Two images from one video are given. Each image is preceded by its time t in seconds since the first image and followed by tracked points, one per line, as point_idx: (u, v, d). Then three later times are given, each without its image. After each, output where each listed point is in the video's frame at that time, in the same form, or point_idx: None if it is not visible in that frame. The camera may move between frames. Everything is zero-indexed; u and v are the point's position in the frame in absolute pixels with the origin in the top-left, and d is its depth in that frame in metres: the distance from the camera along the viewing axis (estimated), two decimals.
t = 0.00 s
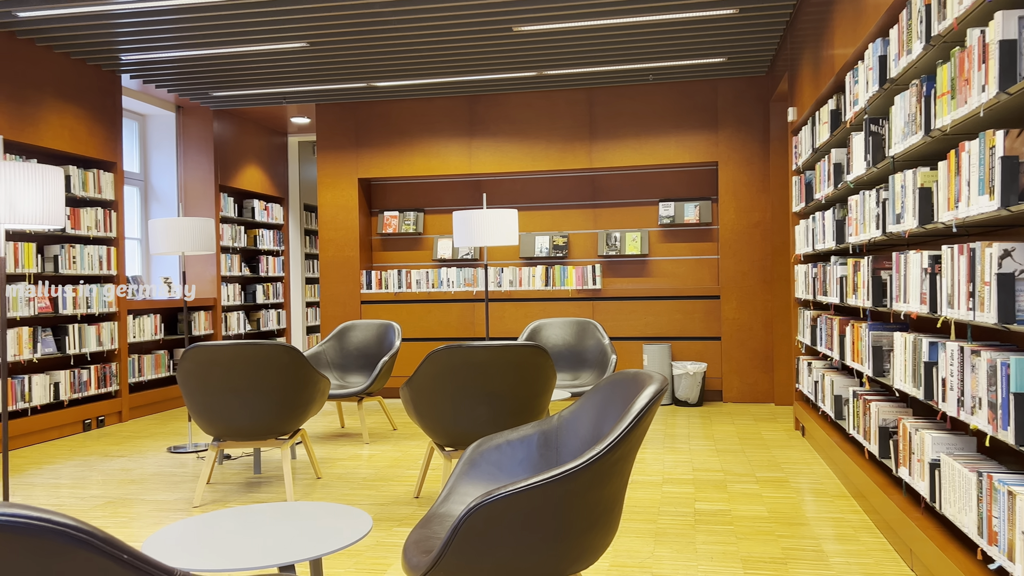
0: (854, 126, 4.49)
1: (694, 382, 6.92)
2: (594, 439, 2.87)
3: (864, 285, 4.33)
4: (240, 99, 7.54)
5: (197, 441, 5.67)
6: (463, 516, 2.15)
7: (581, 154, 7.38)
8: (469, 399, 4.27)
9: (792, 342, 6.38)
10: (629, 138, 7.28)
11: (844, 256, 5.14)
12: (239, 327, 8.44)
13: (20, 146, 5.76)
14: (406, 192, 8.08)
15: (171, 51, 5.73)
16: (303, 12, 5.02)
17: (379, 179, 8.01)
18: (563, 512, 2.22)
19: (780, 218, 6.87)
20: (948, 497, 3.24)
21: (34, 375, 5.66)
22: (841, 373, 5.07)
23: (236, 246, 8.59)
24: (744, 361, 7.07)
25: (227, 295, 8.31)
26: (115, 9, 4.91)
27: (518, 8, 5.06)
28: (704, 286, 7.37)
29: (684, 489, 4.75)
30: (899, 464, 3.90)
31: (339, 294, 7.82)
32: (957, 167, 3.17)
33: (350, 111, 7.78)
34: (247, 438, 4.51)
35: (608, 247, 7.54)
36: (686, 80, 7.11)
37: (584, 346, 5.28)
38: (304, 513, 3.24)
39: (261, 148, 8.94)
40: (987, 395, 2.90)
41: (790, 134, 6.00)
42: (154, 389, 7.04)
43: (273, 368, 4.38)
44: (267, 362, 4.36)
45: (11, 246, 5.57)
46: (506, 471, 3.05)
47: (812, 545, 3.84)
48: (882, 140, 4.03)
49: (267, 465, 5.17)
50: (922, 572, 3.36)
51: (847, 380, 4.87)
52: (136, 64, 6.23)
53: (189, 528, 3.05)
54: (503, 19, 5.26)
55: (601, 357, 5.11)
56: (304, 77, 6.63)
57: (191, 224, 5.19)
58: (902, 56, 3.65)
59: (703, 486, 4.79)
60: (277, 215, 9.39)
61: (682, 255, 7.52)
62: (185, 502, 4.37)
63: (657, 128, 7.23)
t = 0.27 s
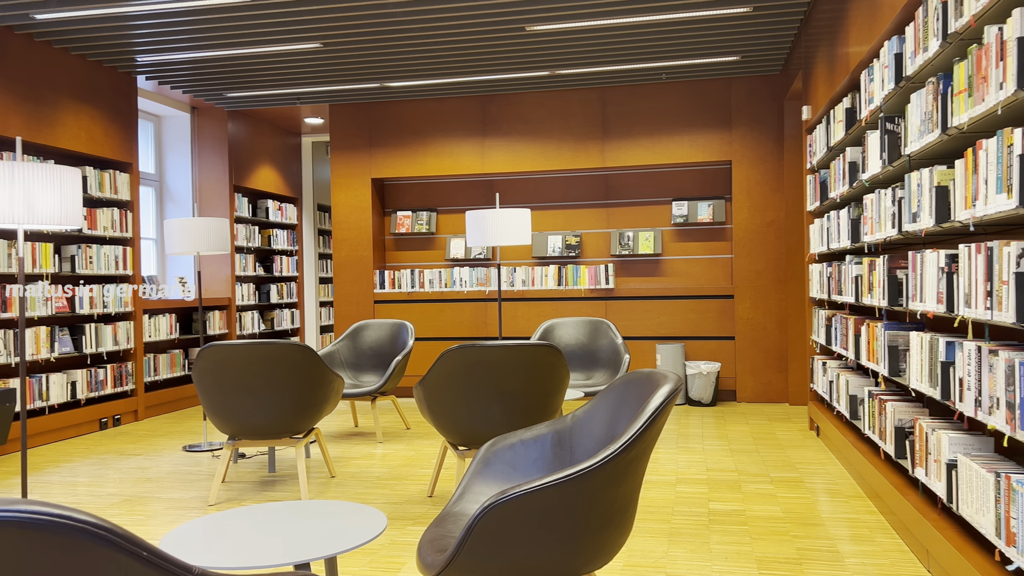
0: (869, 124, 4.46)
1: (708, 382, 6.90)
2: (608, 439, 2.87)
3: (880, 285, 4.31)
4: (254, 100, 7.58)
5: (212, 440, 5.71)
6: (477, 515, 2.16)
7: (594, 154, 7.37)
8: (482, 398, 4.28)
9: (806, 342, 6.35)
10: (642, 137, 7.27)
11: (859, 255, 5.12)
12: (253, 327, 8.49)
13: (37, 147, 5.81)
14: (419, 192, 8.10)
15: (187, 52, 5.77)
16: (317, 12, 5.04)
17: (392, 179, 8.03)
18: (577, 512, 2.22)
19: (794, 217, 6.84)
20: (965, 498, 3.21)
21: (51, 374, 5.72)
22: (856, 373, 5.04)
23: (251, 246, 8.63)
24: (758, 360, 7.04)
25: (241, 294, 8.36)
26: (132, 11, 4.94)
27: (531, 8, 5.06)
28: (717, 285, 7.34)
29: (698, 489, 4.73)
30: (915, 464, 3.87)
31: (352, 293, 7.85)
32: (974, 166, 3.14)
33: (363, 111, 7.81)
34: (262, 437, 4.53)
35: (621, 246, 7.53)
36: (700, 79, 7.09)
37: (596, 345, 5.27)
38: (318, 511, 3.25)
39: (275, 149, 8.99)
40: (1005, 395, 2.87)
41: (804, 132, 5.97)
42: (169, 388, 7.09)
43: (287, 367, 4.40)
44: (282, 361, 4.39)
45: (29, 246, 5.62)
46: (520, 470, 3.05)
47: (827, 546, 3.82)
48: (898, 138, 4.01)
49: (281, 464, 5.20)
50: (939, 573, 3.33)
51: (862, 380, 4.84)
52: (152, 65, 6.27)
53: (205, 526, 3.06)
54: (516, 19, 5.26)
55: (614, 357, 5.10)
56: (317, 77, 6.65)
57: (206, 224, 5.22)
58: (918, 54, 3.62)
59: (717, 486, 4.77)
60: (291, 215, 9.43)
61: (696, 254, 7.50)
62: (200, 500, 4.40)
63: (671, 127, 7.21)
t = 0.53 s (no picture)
0: (885, 122, 4.44)
1: (721, 381, 6.88)
2: (622, 439, 2.86)
3: (895, 284, 4.28)
4: (268, 101, 7.62)
5: (226, 439, 5.74)
6: (491, 515, 2.16)
7: (607, 153, 7.35)
8: (495, 398, 4.28)
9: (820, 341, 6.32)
10: (655, 136, 7.25)
11: (874, 254, 5.09)
12: (267, 327, 8.53)
13: (54, 148, 5.86)
14: (432, 192, 8.11)
15: (202, 54, 5.81)
16: (331, 13, 5.06)
17: (405, 179, 8.05)
18: (591, 512, 2.21)
19: (808, 216, 6.81)
20: (982, 499, 3.19)
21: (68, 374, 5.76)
22: (872, 373, 5.01)
23: (265, 246, 8.66)
24: (772, 360, 7.02)
25: (255, 294, 8.40)
26: (147, 13, 4.97)
27: (544, 8, 5.07)
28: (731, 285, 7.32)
29: (712, 489, 4.72)
30: (932, 465, 3.84)
31: (366, 293, 7.87)
32: (992, 164, 3.12)
33: (376, 111, 7.83)
34: (276, 436, 4.55)
35: (633, 246, 7.52)
36: (713, 77, 7.07)
37: (609, 345, 5.26)
38: (333, 510, 3.27)
39: (288, 149, 9.03)
40: None
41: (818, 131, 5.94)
42: (184, 387, 7.14)
43: (301, 366, 4.42)
44: (296, 361, 4.40)
45: (46, 246, 5.67)
46: (534, 470, 3.05)
47: (842, 547, 3.80)
48: (913, 137, 3.98)
49: (295, 463, 5.23)
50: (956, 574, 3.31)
51: (878, 380, 4.81)
52: (167, 66, 6.32)
53: (220, 525, 3.08)
54: (529, 18, 5.26)
55: (627, 357, 5.09)
56: (330, 78, 6.67)
57: (220, 225, 5.25)
58: (934, 52, 3.59)
59: (731, 487, 4.76)
60: (304, 215, 9.46)
61: (709, 254, 7.48)
62: (215, 499, 4.43)
63: (684, 126, 7.19)
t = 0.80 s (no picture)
0: (901, 119, 4.41)
1: (735, 380, 6.84)
2: (637, 438, 2.85)
3: (912, 282, 4.25)
4: (282, 101, 7.65)
5: (241, 438, 5.78)
6: (506, 514, 2.16)
7: (620, 151, 7.34)
8: (509, 397, 4.28)
9: (836, 340, 6.28)
10: (668, 134, 7.23)
11: (891, 252, 5.05)
12: (281, 326, 8.56)
13: (70, 149, 5.91)
14: (445, 191, 8.12)
15: (216, 54, 5.84)
16: (345, 13, 5.07)
17: (418, 178, 8.06)
18: (606, 511, 2.20)
19: (823, 214, 6.78)
20: (1001, 499, 3.15)
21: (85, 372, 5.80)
22: (888, 372, 4.98)
23: (279, 246, 8.69)
24: (786, 359, 6.99)
25: (269, 293, 8.44)
26: (161, 14, 5.00)
27: (557, 6, 5.06)
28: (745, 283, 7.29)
29: (726, 489, 4.70)
30: (949, 464, 3.81)
31: (379, 292, 7.89)
32: (1010, 161, 3.08)
33: (389, 111, 7.84)
34: (291, 435, 4.57)
35: (647, 245, 7.50)
36: (727, 75, 7.04)
37: (623, 344, 5.25)
38: (348, 509, 3.27)
39: (302, 149, 9.06)
40: None
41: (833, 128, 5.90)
42: (199, 386, 7.18)
43: (316, 366, 4.44)
44: (310, 360, 4.42)
45: (63, 246, 5.72)
46: (548, 469, 3.04)
47: (858, 547, 3.78)
48: (930, 134, 3.95)
49: (310, 462, 5.25)
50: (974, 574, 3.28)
51: (894, 379, 4.78)
52: (181, 67, 6.36)
53: (237, 523, 3.09)
54: (541, 17, 5.26)
55: (640, 356, 5.07)
56: (343, 78, 6.69)
57: (235, 224, 5.28)
58: (951, 48, 3.56)
59: (745, 486, 4.74)
60: (318, 215, 9.50)
61: (723, 252, 7.45)
62: (231, 497, 4.45)
63: (697, 124, 7.17)
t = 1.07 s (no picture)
0: (918, 115, 4.37)
1: (750, 379, 6.81)
2: (652, 437, 2.84)
3: (929, 280, 4.21)
4: (296, 100, 7.68)
5: (256, 436, 5.81)
6: (522, 512, 2.16)
7: (633, 149, 7.32)
8: (523, 396, 4.28)
9: (852, 338, 6.25)
10: (682, 132, 7.21)
11: (908, 249, 5.02)
12: (296, 325, 8.60)
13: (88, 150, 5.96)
14: (458, 190, 8.14)
15: (231, 54, 5.87)
16: (359, 13, 5.09)
17: (431, 177, 8.08)
18: (622, 509, 2.20)
19: (839, 212, 6.74)
20: (1020, 497, 3.11)
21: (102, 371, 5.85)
22: (905, 370, 4.94)
23: (293, 245, 8.73)
24: (802, 357, 6.95)
25: (284, 292, 8.48)
26: (177, 15, 5.03)
27: (571, 4, 5.05)
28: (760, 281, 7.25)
29: (742, 487, 4.69)
30: (968, 463, 3.77)
31: (393, 291, 7.91)
32: None
33: (402, 110, 7.86)
34: (306, 433, 4.60)
35: (661, 243, 7.48)
36: (741, 72, 7.01)
37: (637, 342, 5.23)
38: (364, 507, 3.29)
39: (316, 148, 9.10)
40: None
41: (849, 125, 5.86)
42: (215, 384, 7.23)
43: (331, 364, 4.45)
44: (325, 359, 4.44)
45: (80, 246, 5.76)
46: (563, 467, 3.04)
47: (875, 546, 3.75)
48: (948, 130, 3.91)
49: (325, 460, 5.27)
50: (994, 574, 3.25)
51: (911, 377, 4.75)
52: (196, 67, 6.39)
53: (254, 521, 3.10)
54: (555, 15, 5.25)
55: (655, 354, 5.06)
56: (357, 77, 6.71)
57: (250, 223, 5.30)
58: (970, 44, 3.52)
59: (761, 485, 4.72)
60: (332, 214, 9.53)
61: (738, 250, 7.42)
62: (247, 495, 4.48)
63: (711, 121, 7.14)
